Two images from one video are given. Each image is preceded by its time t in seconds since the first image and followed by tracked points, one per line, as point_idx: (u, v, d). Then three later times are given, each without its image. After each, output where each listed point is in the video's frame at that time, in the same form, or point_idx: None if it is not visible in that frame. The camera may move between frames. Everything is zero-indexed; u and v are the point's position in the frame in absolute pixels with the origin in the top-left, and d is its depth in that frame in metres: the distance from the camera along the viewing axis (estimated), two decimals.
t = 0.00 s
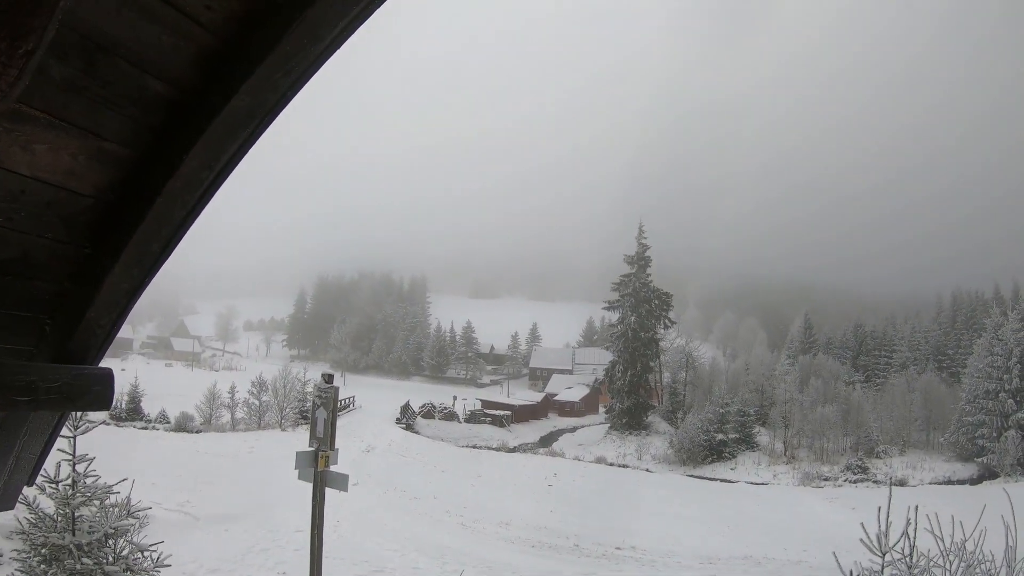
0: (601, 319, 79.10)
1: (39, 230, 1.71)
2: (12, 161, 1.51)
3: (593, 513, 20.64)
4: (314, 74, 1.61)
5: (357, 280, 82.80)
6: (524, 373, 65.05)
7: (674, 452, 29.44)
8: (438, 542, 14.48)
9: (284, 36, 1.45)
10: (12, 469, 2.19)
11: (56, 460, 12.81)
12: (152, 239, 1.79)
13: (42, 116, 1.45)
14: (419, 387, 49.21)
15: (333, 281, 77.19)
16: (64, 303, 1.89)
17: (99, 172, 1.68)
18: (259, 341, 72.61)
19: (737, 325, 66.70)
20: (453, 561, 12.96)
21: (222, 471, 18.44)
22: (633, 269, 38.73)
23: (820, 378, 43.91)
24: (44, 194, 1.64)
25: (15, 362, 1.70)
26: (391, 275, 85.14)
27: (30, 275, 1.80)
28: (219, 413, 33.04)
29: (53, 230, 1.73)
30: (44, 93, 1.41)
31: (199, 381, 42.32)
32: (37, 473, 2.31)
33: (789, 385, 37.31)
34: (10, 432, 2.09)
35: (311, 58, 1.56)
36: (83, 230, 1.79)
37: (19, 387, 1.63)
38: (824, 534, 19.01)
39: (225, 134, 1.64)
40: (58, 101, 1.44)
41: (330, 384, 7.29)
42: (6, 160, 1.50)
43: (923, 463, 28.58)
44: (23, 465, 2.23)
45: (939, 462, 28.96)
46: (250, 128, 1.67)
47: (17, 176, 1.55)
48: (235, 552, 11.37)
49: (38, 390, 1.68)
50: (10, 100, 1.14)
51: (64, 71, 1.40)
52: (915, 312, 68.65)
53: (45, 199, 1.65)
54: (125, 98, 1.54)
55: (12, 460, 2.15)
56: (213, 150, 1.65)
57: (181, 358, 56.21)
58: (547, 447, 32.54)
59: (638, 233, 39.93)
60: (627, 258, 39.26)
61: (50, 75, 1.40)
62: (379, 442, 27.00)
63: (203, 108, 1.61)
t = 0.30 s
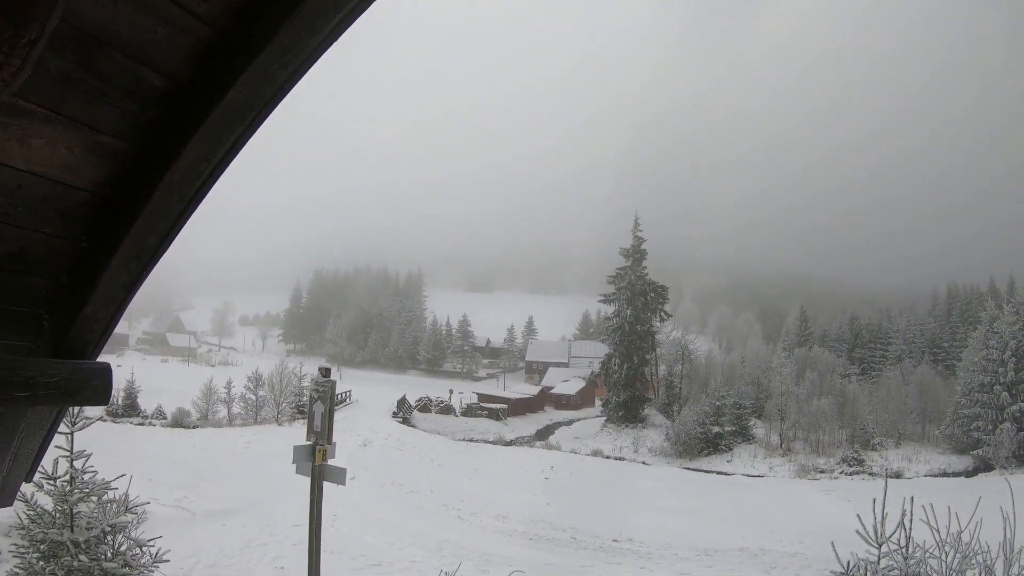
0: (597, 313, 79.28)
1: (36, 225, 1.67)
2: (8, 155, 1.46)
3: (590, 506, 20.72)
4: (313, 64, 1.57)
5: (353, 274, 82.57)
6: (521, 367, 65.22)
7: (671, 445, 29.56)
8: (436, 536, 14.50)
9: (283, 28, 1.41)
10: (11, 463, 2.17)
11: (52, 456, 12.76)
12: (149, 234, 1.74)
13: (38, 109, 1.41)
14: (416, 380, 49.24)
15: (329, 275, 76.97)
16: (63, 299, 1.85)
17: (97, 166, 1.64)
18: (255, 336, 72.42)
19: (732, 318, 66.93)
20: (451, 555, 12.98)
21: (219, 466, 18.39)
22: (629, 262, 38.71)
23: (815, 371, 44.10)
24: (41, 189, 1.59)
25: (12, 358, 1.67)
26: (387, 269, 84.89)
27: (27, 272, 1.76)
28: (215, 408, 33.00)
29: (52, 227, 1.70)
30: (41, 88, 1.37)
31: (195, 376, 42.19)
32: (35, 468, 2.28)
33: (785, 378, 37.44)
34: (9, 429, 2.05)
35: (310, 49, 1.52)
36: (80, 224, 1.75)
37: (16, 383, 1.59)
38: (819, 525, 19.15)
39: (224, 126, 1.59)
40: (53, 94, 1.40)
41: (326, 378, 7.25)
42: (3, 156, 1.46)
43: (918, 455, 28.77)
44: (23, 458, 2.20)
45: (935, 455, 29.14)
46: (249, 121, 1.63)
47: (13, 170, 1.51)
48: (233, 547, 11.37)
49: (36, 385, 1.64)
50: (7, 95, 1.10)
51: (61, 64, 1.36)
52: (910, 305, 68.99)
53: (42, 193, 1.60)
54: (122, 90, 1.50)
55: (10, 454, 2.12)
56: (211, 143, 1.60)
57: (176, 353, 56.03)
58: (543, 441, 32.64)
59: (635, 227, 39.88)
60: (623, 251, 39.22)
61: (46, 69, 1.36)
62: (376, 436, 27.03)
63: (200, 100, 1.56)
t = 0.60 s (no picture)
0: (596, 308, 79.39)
1: (40, 222, 1.66)
2: (10, 152, 1.45)
3: (589, 501, 20.80)
4: (315, 62, 1.56)
5: (352, 269, 82.55)
6: (520, 362, 65.35)
7: (669, 440, 29.64)
8: (435, 531, 14.56)
9: (285, 26, 1.41)
10: (15, 458, 2.16)
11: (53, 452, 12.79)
12: (151, 230, 1.74)
13: (43, 107, 1.41)
14: (415, 376, 49.32)
15: (328, 271, 76.91)
16: (65, 296, 1.84)
17: (100, 163, 1.63)
18: (255, 332, 72.47)
19: (731, 314, 67.01)
20: (450, 549, 13.03)
21: (219, 461, 18.43)
22: (628, 257, 38.69)
23: (814, 367, 44.21)
24: (44, 185, 1.58)
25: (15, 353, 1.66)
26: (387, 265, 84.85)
27: (29, 268, 1.75)
28: (215, 404, 33.05)
29: (57, 224, 1.69)
30: (45, 86, 1.36)
31: (194, 371, 42.23)
32: (38, 465, 2.27)
33: (785, 374, 37.54)
34: (11, 424, 2.04)
35: (312, 49, 1.52)
36: (83, 220, 1.74)
37: (19, 379, 1.58)
38: (817, 521, 19.21)
39: (226, 123, 1.58)
40: (55, 91, 1.38)
41: (327, 374, 7.25)
42: (3, 150, 1.44)
43: (917, 452, 28.83)
44: (25, 456, 2.20)
45: (934, 451, 29.23)
46: (251, 116, 1.62)
47: (16, 167, 1.50)
48: (233, 543, 11.41)
49: (40, 380, 1.64)
50: (11, 100, 1.09)
51: (65, 61, 1.34)
52: (909, 301, 69.12)
53: (45, 190, 1.60)
54: (124, 87, 1.49)
55: (14, 449, 2.11)
56: (213, 137, 1.59)
57: (176, 349, 56.05)
58: (542, 436, 32.73)
59: (634, 222, 39.85)
60: (622, 246, 39.20)
61: (51, 65, 1.35)
62: (375, 431, 27.10)
63: (203, 100, 1.56)
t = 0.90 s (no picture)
0: (591, 304, 79.59)
1: (36, 214, 1.62)
2: (5, 144, 1.41)
3: (582, 496, 20.88)
4: (315, 53, 1.53)
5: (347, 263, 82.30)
6: (514, 357, 65.45)
7: (663, 436, 29.79)
8: (429, 525, 14.59)
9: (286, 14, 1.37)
10: (10, 451, 2.13)
11: (46, 445, 12.73)
12: (149, 223, 1.70)
13: (40, 99, 1.37)
14: (410, 371, 49.32)
15: (324, 265, 76.68)
16: (61, 288, 1.81)
17: (97, 155, 1.59)
18: (249, 326, 72.26)
19: (725, 311, 67.40)
20: (443, 544, 13.04)
21: (213, 455, 18.36)
22: (623, 253, 38.72)
23: (808, 364, 44.49)
24: (37, 176, 1.54)
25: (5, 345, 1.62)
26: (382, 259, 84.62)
27: (25, 261, 1.71)
28: (209, 397, 32.92)
29: (53, 217, 1.66)
30: (44, 77, 1.32)
31: (188, 365, 42.06)
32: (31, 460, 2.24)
33: (779, 371, 37.73)
34: (5, 418, 2.01)
35: (311, 41, 1.48)
36: (79, 212, 1.70)
37: (14, 372, 1.55)
38: (809, 518, 19.35)
39: (225, 114, 1.54)
40: (49, 81, 1.33)
41: (322, 367, 7.20)
42: None
43: (909, 450, 29.03)
44: (20, 448, 2.17)
45: (927, 449, 29.46)
46: (250, 108, 1.58)
47: (12, 159, 1.46)
48: (227, 536, 11.40)
49: (34, 371, 1.60)
50: (11, 90, 1.06)
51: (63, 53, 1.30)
52: (903, 300, 69.55)
53: (41, 181, 1.56)
54: (121, 79, 1.46)
55: (8, 439, 2.08)
56: (211, 128, 1.56)
57: (169, 342, 55.78)
58: (536, 431, 32.81)
59: (629, 218, 39.85)
60: (617, 242, 39.20)
61: (49, 58, 1.32)
62: (370, 425, 27.11)
63: (200, 92, 1.51)
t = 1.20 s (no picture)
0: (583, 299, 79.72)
1: (23, 201, 1.58)
2: None
3: (572, 491, 20.94)
4: (303, 38, 1.51)
5: (340, 257, 81.86)
6: (506, 352, 65.48)
7: (653, 431, 29.95)
8: (419, 519, 14.57)
9: None
10: None
11: (34, 437, 12.58)
12: (136, 208, 1.67)
13: (23, 81, 1.33)
14: (402, 365, 49.20)
15: (316, 259, 76.22)
16: (48, 277, 1.76)
17: (84, 141, 1.55)
18: (241, 319, 71.80)
19: (716, 307, 67.71)
20: (433, 538, 13.03)
21: (203, 448, 18.24)
22: (615, 249, 38.70)
23: (799, 361, 44.82)
24: (24, 162, 1.49)
25: None
26: (374, 253, 84.25)
27: (12, 250, 1.67)
28: (200, 391, 32.70)
29: (38, 203, 1.61)
30: (28, 60, 1.28)
31: (178, 358, 41.73)
32: (16, 449, 2.16)
33: (769, 368, 37.95)
34: None
35: (300, 26, 1.46)
36: (67, 199, 1.66)
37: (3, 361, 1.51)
38: (798, 514, 19.52)
39: (213, 99, 1.52)
40: (35, 66, 1.30)
41: (311, 359, 7.14)
42: None
43: (899, 447, 29.32)
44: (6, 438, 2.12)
45: (916, 447, 29.77)
46: (238, 95, 1.56)
47: None
48: (217, 530, 11.33)
49: (21, 361, 1.56)
50: None
51: (45, 35, 1.26)
52: (893, 299, 70.18)
53: (27, 167, 1.51)
54: (109, 64, 1.42)
55: None
56: (199, 114, 1.53)
57: (159, 335, 55.26)
58: (527, 426, 32.85)
59: (621, 213, 39.83)
60: (610, 238, 39.18)
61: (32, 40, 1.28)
62: (361, 419, 27.01)
63: (189, 79, 1.49)
